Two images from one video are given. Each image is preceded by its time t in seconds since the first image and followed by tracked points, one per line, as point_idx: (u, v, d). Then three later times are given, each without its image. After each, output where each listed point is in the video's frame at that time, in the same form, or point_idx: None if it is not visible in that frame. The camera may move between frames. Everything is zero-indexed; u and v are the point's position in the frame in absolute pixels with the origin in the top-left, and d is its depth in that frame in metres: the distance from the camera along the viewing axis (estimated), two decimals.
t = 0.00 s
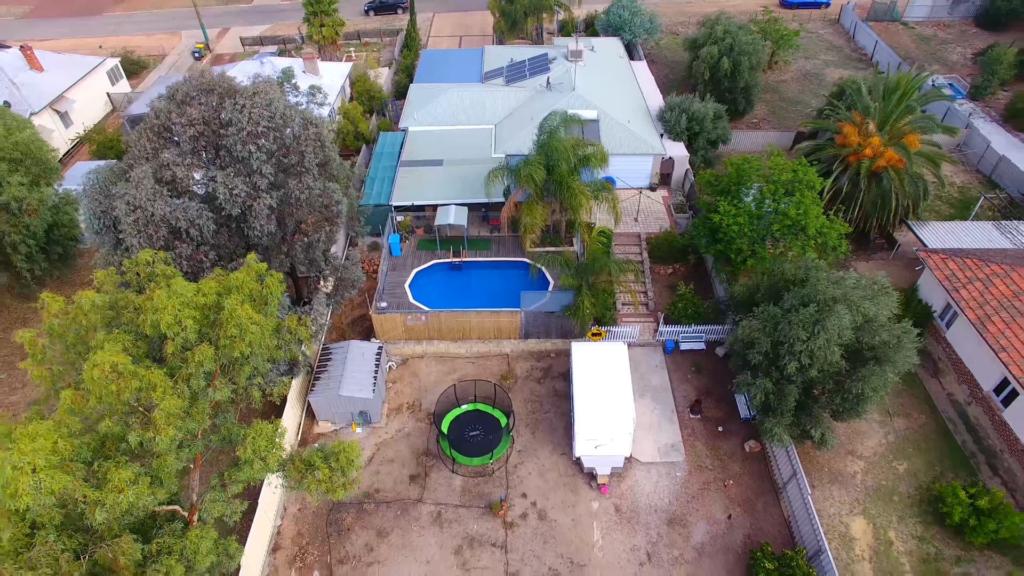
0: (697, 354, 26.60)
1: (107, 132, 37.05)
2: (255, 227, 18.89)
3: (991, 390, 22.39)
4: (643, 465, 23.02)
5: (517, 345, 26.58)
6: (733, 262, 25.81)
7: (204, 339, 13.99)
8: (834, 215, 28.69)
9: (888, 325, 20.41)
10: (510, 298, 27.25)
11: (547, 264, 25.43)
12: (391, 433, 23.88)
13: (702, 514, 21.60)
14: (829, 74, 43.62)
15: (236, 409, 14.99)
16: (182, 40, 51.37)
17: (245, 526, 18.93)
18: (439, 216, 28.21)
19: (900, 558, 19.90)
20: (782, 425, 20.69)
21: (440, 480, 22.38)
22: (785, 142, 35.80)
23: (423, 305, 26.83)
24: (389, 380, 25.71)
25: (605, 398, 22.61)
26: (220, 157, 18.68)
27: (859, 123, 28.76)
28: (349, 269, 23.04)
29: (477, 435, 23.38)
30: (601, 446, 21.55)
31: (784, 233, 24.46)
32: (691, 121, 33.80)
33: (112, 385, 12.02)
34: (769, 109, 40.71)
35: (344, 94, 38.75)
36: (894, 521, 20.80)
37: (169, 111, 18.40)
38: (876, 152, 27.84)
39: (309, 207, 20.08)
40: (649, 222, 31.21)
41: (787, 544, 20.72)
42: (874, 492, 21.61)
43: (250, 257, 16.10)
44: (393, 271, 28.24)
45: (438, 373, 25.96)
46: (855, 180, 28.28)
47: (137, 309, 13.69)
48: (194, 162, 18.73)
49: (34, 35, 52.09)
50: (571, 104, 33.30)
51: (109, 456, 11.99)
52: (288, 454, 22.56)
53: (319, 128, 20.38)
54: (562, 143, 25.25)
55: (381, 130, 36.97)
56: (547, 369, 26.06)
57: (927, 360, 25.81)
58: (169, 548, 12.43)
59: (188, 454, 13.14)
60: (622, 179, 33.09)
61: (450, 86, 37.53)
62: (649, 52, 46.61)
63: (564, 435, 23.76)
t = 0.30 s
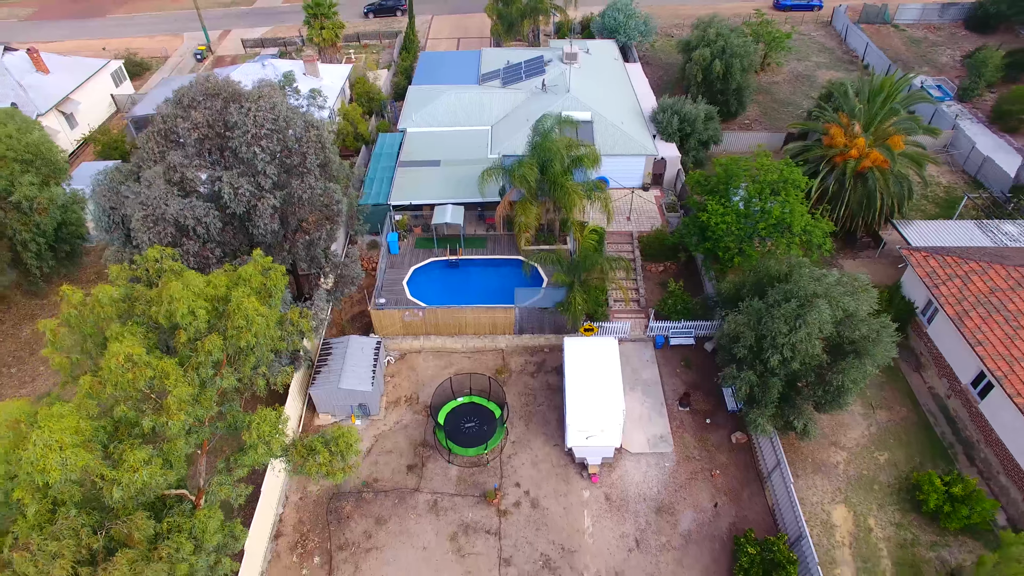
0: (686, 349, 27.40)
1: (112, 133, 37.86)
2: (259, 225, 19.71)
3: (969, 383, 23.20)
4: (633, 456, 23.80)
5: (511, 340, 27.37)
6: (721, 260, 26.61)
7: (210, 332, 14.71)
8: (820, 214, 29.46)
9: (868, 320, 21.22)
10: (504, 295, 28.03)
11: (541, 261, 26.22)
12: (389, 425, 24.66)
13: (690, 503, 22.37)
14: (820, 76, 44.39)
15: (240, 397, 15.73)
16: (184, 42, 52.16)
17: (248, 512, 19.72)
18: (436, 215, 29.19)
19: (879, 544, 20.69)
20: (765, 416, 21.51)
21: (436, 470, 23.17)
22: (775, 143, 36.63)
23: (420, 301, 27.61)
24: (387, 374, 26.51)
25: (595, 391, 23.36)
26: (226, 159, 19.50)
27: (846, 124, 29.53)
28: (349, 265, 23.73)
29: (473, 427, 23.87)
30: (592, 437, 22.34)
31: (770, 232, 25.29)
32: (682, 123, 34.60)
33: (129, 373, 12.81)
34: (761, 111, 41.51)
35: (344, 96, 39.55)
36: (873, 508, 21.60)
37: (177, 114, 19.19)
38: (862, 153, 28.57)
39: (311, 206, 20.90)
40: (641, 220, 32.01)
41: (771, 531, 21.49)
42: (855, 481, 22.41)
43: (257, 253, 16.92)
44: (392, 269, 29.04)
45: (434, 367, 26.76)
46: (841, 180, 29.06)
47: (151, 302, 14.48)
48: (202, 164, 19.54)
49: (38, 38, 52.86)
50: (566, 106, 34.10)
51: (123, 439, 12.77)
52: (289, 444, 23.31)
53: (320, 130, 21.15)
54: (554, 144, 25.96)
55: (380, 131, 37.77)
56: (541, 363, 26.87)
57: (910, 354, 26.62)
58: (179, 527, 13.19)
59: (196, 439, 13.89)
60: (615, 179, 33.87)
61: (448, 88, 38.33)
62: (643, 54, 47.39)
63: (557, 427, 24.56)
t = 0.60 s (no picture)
0: (677, 345, 28.18)
1: (117, 135, 38.69)
2: (264, 224, 20.49)
3: (949, 377, 23.97)
4: (623, 447, 24.58)
5: (507, 336, 28.16)
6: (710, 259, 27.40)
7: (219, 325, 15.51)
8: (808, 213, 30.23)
9: (850, 315, 21.99)
10: (500, 292, 28.82)
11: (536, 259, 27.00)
12: (388, 418, 25.45)
13: (678, 492, 23.15)
14: (812, 78, 45.16)
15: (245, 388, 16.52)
16: (187, 44, 52.97)
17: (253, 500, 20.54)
18: (434, 215, 29.98)
19: (860, 531, 21.47)
20: (750, 408, 22.30)
21: (434, 461, 23.96)
22: (767, 144, 37.43)
23: (418, 298, 28.40)
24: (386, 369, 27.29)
25: (587, 385, 24.13)
26: (231, 160, 20.29)
27: (833, 126, 30.26)
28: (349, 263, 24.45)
29: (468, 419, 24.92)
30: (583, 429, 23.12)
31: (757, 231, 26.07)
32: (675, 124, 35.39)
33: (145, 362, 13.64)
34: (754, 112, 42.28)
35: (344, 98, 40.37)
36: (855, 497, 22.38)
37: (185, 117, 19.98)
38: (849, 154, 29.27)
39: (314, 206, 21.71)
40: (634, 220, 32.79)
41: (756, 519, 22.27)
42: (838, 471, 23.20)
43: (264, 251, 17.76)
44: (391, 267, 29.83)
45: (432, 362, 27.56)
46: (828, 180, 29.81)
47: (163, 297, 15.28)
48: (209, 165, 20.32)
49: (43, 40, 53.71)
50: (560, 108, 34.90)
51: (137, 425, 13.58)
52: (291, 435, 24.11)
53: (322, 132, 21.93)
54: (547, 145, 26.69)
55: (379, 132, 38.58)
56: (536, 358, 27.66)
57: (894, 350, 27.39)
58: (189, 508, 14.00)
59: (204, 426, 14.68)
60: (609, 179, 34.64)
61: (446, 90, 39.14)
62: (639, 57, 48.18)
63: (550, 420, 25.35)
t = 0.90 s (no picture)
0: (668, 340, 29.00)
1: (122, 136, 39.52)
2: (268, 222, 21.29)
3: (930, 370, 24.77)
4: (615, 439, 25.39)
5: (503, 331, 28.96)
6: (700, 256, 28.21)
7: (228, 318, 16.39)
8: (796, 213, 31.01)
9: (833, 310, 22.84)
10: (496, 289, 29.64)
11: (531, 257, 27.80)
12: (387, 411, 26.27)
13: (668, 482, 23.95)
14: (804, 80, 45.99)
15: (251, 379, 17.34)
16: (189, 46, 53.80)
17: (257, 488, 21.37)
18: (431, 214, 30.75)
19: (842, 518, 22.27)
20: (736, 400, 23.13)
21: (431, 452, 24.78)
22: (758, 144, 38.26)
23: (416, 295, 29.21)
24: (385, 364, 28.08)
25: (579, 378, 24.91)
26: (236, 162, 21.12)
27: (821, 127, 30.97)
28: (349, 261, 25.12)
29: (465, 411, 25.86)
30: (576, 421, 23.72)
31: (745, 229, 26.89)
32: (668, 125, 36.21)
33: (159, 351, 14.49)
34: (746, 114, 43.11)
35: (345, 100, 41.21)
36: (838, 487, 23.19)
37: (192, 121, 20.83)
38: (836, 155, 29.94)
39: (315, 205, 22.58)
40: (628, 218, 33.61)
41: (742, 507, 23.10)
42: (822, 461, 24.01)
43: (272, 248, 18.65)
44: (390, 265, 30.64)
45: (430, 357, 28.37)
46: (816, 180, 30.58)
47: (175, 291, 16.08)
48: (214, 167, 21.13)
49: (47, 42, 54.54)
50: (556, 109, 35.75)
51: (151, 411, 14.44)
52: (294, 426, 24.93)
53: (323, 134, 22.81)
54: (542, 146, 27.45)
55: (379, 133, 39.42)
56: (531, 353, 28.48)
57: (878, 345, 28.21)
58: (199, 490, 14.85)
59: (213, 414, 15.50)
60: (603, 179, 35.45)
61: (444, 92, 39.95)
62: (634, 59, 49.02)
63: (545, 413, 26.16)
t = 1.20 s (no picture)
0: (659, 336, 29.84)
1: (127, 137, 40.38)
2: (272, 221, 22.11)
3: (912, 364, 25.59)
4: (607, 431, 26.23)
5: (499, 327, 29.81)
6: (690, 254, 29.06)
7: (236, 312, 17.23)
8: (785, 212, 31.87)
9: (816, 306, 23.67)
10: (492, 286, 30.49)
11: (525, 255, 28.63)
12: (386, 404, 27.11)
13: (658, 472, 24.78)
14: (796, 82, 46.86)
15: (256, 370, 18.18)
16: (192, 48, 54.66)
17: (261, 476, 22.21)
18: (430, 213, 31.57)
19: (825, 506, 23.10)
20: (724, 393, 23.93)
21: (429, 443, 25.61)
22: (749, 145, 39.10)
23: (415, 292, 30.06)
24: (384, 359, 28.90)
25: (572, 372, 25.72)
26: (242, 163, 21.98)
27: (809, 129, 31.82)
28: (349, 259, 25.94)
29: (463, 405, 26.52)
30: (569, 413, 24.50)
31: (733, 228, 27.74)
32: (661, 126, 37.04)
33: (171, 343, 15.33)
34: (739, 115, 43.99)
35: (345, 102, 42.06)
36: (822, 476, 24.02)
37: (198, 124, 21.66)
38: (823, 155, 30.78)
39: (317, 204, 23.40)
40: (621, 218, 34.46)
41: (729, 496, 23.92)
42: (807, 453, 24.84)
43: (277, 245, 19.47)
44: (389, 263, 31.48)
45: (428, 352, 29.20)
46: (804, 180, 31.42)
47: (185, 286, 16.94)
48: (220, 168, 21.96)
49: (52, 45, 55.39)
50: (551, 111, 36.63)
51: (164, 399, 15.30)
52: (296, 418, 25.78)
53: (324, 136, 23.64)
54: (537, 147, 28.29)
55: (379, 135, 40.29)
56: (526, 349, 29.30)
57: (864, 341, 29.06)
58: (208, 474, 15.71)
59: (221, 402, 16.36)
60: (598, 180, 36.29)
61: (442, 94, 40.81)
62: (630, 61, 49.88)
63: (539, 406, 26.99)
